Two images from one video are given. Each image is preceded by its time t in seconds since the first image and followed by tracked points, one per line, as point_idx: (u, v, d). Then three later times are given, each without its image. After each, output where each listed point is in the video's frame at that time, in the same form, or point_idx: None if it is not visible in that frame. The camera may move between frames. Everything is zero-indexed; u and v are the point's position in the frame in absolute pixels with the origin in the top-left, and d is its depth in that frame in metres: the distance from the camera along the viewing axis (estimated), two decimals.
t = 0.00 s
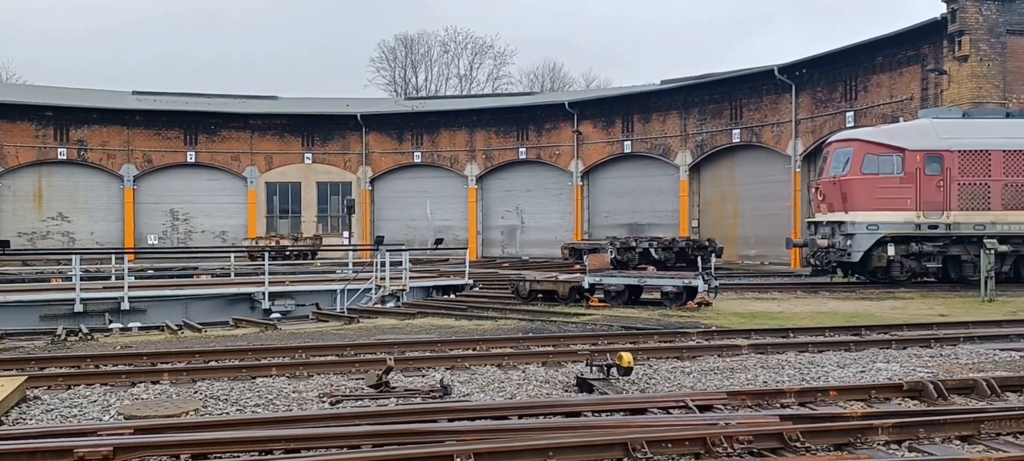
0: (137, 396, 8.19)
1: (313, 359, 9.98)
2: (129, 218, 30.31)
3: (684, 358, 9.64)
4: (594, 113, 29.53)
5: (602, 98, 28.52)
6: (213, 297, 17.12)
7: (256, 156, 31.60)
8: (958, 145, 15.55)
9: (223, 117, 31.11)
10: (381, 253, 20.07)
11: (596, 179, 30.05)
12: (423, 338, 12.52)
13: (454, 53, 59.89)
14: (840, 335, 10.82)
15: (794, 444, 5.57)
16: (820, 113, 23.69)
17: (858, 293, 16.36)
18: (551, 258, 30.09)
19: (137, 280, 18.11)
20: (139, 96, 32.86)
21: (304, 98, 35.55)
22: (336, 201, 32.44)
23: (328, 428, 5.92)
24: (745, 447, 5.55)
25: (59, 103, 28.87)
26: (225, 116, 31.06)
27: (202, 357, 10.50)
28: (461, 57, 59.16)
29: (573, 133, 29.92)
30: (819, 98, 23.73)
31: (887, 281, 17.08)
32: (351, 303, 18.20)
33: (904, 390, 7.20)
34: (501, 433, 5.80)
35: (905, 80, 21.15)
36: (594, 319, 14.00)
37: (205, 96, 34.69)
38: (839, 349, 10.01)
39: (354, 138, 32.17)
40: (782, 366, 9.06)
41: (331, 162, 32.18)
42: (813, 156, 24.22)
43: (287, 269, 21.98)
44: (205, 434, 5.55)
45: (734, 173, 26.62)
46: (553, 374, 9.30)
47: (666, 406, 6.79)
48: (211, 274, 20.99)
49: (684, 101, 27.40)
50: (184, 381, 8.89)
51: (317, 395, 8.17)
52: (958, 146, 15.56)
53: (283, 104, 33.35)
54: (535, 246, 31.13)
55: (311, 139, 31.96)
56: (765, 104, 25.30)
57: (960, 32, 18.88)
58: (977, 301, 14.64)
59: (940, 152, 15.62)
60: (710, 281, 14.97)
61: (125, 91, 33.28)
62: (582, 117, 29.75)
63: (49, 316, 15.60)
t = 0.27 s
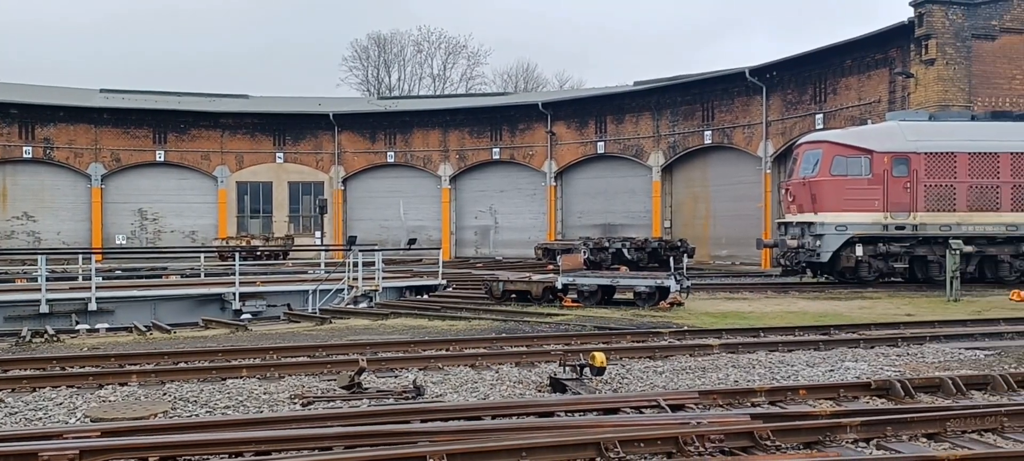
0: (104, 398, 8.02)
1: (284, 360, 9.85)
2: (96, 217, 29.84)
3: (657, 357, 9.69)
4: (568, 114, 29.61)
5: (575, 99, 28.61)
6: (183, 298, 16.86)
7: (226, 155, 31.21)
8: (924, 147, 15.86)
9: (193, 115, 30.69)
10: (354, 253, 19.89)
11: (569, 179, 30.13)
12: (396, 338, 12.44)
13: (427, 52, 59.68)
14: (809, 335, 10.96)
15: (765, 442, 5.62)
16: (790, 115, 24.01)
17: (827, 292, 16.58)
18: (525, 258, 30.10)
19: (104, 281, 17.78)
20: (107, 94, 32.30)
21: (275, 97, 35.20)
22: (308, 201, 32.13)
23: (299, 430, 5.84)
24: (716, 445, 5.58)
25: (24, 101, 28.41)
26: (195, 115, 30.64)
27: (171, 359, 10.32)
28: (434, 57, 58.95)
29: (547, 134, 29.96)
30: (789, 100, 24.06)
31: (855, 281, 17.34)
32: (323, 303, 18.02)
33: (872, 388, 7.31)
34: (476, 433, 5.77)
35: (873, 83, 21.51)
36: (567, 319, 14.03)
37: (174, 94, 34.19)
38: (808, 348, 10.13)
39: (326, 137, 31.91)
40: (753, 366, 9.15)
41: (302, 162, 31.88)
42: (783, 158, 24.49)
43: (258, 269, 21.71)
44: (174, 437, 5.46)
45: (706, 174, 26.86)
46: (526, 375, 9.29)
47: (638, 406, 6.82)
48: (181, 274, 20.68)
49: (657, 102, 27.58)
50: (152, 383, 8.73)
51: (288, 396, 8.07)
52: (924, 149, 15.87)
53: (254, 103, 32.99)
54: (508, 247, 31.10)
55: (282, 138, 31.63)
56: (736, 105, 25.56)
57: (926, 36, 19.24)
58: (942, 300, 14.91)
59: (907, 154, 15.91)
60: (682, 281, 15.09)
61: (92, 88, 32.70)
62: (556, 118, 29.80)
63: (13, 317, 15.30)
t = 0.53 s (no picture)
0: (72, 400, 7.86)
1: (256, 361, 9.72)
2: (64, 217, 29.47)
3: (631, 357, 9.72)
4: (543, 114, 29.63)
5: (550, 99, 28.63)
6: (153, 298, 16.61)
7: (197, 154, 30.80)
8: (893, 149, 16.12)
9: (163, 113, 30.28)
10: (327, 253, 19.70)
11: (544, 179, 30.17)
12: (370, 339, 12.35)
13: (402, 52, 59.42)
14: (781, 334, 11.09)
15: (737, 441, 5.67)
16: (762, 117, 24.25)
17: (799, 292, 16.78)
18: (500, 258, 30.09)
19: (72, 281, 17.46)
20: (74, 91, 31.73)
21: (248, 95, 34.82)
22: (281, 201, 31.81)
23: (271, 432, 5.77)
24: (690, 444, 5.62)
25: None
26: (165, 113, 30.23)
27: (141, 360, 10.14)
28: (408, 56, 58.68)
29: (522, 134, 29.95)
30: (762, 102, 24.29)
31: (826, 281, 17.57)
32: (296, 304, 17.82)
33: (842, 387, 7.40)
34: (450, 433, 5.75)
35: (843, 85, 21.81)
36: (541, 319, 14.04)
37: (144, 92, 33.68)
38: (780, 347, 10.24)
39: (299, 137, 31.62)
40: (726, 365, 9.23)
41: (275, 161, 31.55)
42: (755, 159, 24.74)
43: (230, 269, 21.42)
44: (144, 439, 5.37)
45: (680, 175, 27.06)
46: (501, 375, 9.27)
47: (613, 405, 6.84)
48: (151, 274, 20.36)
49: (631, 103, 27.70)
50: (122, 384, 8.58)
51: (261, 398, 7.97)
52: (893, 150, 16.13)
53: (226, 102, 32.60)
54: (483, 247, 31.07)
55: (254, 137, 31.28)
56: (710, 107, 25.78)
57: (896, 39, 19.58)
58: (910, 300, 15.15)
59: (876, 156, 16.15)
60: (656, 281, 15.19)
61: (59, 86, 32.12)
62: (531, 118, 29.80)
63: None
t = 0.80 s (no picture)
0: (38, 403, 7.70)
1: (228, 363, 9.58)
2: (31, 216, 29.00)
3: (605, 357, 9.74)
4: (518, 115, 29.61)
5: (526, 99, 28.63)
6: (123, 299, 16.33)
7: (169, 153, 30.38)
8: (863, 151, 16.34)
9: (133, 112, 29.85)
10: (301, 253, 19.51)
11: (519, 180, 30.17)
12: (343, 340, 12.24)
13: (377, 51, 59.05)
14: (754, 334, 11.18)
15: (710, 440, 5.70)
16: (736, 118, 24.46)
17: (771, 292, 16.96)
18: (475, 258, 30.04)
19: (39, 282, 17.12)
20: (42, 88, 31.14)
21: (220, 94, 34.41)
22: (254, 201, 31.46)
23: (243, 434, 5.69)
24: (664, 443, 5.64)
25: None
26: (135, 112, 29.80)
27: (110, 362, 9.95)
28: (383, 56, 58.33)
29: (497, 134, 29.91)
30: (735, 103, 24.50)
31: (798, 281, 17.77)
32: (268, 305, 17.62)
33: (813, 386, 7.47)
34: (425, 434, 5.71)
35: (815, 88, 22.09)
36: (517, 319, 14.02)
37: (114, 90, 33.15)
38: (753, 347, 10.32)
39: (273, 136, 31.29)
40: (700, 364, 9.28)
41: (247, 160, 31.19)
42: (729, 160, 24.96)
43: (202, 269, 21.13)
44: (112, 442, 5.26)
45: (655, 176, 27.21)
46: (476, 375, 9.24)
47: (587, 405, 6.85)
48: (120, 275, 20.01)
49: (607, 104, 27.79)
50: (90, 387, 8.42)
51: (233, 399, 7.86)
52: (864, 152, 16.36)
53: (197, 100, 32.20)
54: (458, 247, 31.01)
55: (227, 136, 30.91)
56: (684, 108, 25.95)
57: (866, 42, 19.86)
58: (880, 300, 15.38)
59: (847, 157, 16.35)
60: (630, 281, 15.26)
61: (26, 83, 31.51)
62: (506, 118, 29.77)
63: None
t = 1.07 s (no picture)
0: (3, 406, 7.53)
1: (199, 364, 9.43)
2: None
3: (579, 357, 9.76)
4: (492, 115, 29.57)
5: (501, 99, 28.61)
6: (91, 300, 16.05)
7: (138, 151, 29.94)
8: (833, 153, 16.57)
9: (101, 110, 29.40)
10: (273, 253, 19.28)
11: (494, 180, 30.15)
12: (316, 341, 12.13)
13: (350, 50, 58.61)
14: (727, 333, 11.28)
15: (684, 439, 5.74)
16: (708, 120, 24.67)
17: (743, 292, 17.12)
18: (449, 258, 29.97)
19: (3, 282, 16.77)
20: (6, 85, 30.51)
21: (190, 92, 33.97)
22: (225, 200, 31.07)
23: (215, 436, 5.61)
24: (637, 443, 5.66)
25: None
26: (104, 110, 29.36)
27: (77, 364, 9.75)
28: (357, 55, 57.91)
29: (471, 134, 29.85)
30: (708, 104, 24.70)
31: (770, 281, 17.97)
32: (240, 305, 17.39)
33: (785, 385, 7.55)
34: (398, 435, 5.67)
35: (786, 90, 22.33)
36: (491, 319, 14.00)
37: (81, 87, 32.58)
38: (725, 346, 10.41)
39: (244, 134, 30.93)
40: (673, 364, 9.34)
41: (218, 159, 30.79)
42: (701, 161, 25.16)
43: (171, 269, 20.82)
44: (79, 444, 5.16)
45: (628, 176, 27.34)
46: (450, 376, 9.20)
47: (562, 405, 6.85)
48: (88, 275, 19.65)
49: (581, 104, 27.87)
50: (57, 389, 8.25)
51: (203, 401, 7.75)
52: (833, 154, 16.59)
53: (167, 98, 31.76)
54: (432, 247, 30.91)
55: (197, 134, 30.50)
56: (657, 109, 26.12)
57: (836, 45, 20.16)
58: (850, 299, 15.61)
59: (818, 159, 16.57)
60: (604, 281, 15.32)
61: None
62: (480, 118, 29.72)
63: None
